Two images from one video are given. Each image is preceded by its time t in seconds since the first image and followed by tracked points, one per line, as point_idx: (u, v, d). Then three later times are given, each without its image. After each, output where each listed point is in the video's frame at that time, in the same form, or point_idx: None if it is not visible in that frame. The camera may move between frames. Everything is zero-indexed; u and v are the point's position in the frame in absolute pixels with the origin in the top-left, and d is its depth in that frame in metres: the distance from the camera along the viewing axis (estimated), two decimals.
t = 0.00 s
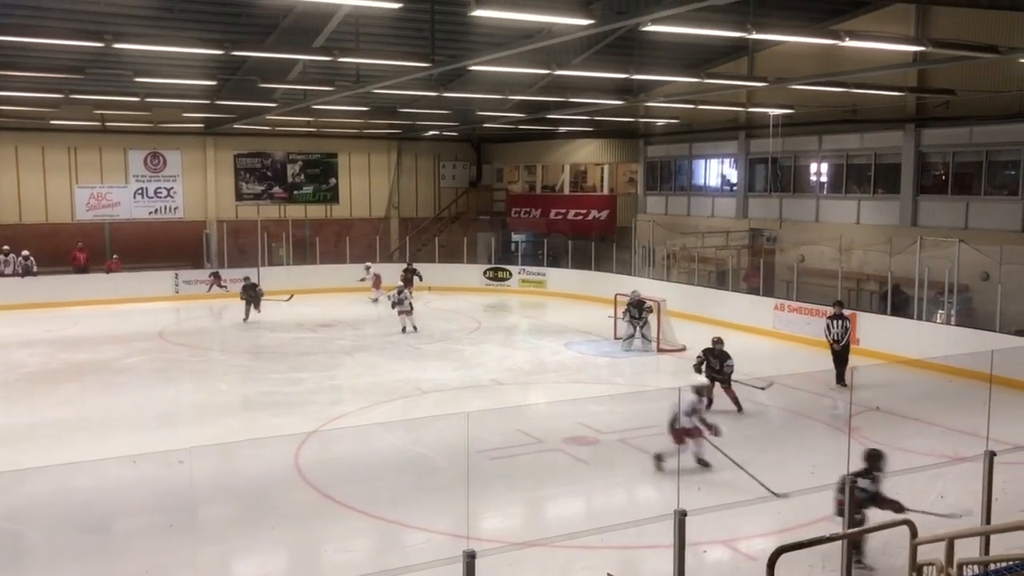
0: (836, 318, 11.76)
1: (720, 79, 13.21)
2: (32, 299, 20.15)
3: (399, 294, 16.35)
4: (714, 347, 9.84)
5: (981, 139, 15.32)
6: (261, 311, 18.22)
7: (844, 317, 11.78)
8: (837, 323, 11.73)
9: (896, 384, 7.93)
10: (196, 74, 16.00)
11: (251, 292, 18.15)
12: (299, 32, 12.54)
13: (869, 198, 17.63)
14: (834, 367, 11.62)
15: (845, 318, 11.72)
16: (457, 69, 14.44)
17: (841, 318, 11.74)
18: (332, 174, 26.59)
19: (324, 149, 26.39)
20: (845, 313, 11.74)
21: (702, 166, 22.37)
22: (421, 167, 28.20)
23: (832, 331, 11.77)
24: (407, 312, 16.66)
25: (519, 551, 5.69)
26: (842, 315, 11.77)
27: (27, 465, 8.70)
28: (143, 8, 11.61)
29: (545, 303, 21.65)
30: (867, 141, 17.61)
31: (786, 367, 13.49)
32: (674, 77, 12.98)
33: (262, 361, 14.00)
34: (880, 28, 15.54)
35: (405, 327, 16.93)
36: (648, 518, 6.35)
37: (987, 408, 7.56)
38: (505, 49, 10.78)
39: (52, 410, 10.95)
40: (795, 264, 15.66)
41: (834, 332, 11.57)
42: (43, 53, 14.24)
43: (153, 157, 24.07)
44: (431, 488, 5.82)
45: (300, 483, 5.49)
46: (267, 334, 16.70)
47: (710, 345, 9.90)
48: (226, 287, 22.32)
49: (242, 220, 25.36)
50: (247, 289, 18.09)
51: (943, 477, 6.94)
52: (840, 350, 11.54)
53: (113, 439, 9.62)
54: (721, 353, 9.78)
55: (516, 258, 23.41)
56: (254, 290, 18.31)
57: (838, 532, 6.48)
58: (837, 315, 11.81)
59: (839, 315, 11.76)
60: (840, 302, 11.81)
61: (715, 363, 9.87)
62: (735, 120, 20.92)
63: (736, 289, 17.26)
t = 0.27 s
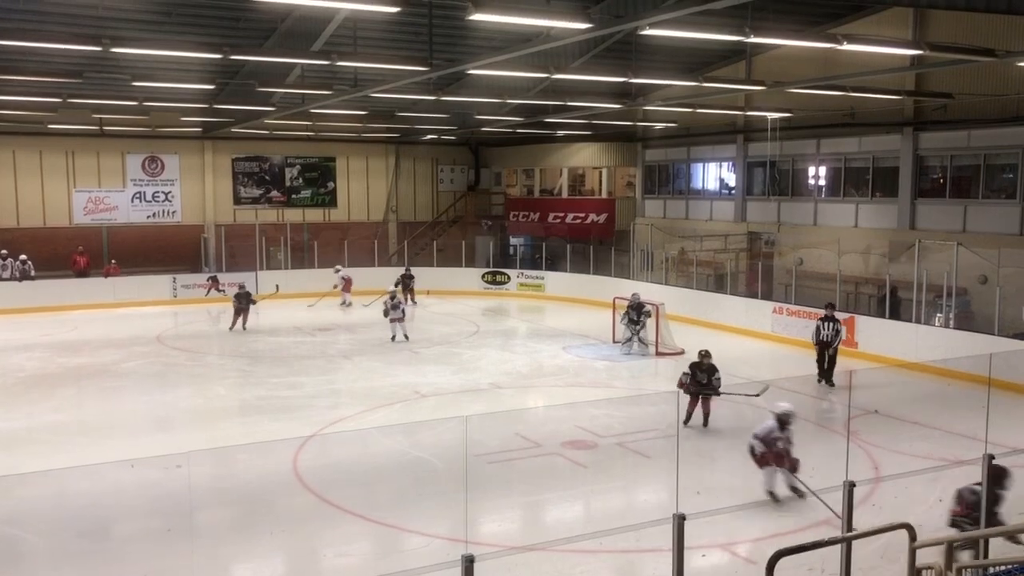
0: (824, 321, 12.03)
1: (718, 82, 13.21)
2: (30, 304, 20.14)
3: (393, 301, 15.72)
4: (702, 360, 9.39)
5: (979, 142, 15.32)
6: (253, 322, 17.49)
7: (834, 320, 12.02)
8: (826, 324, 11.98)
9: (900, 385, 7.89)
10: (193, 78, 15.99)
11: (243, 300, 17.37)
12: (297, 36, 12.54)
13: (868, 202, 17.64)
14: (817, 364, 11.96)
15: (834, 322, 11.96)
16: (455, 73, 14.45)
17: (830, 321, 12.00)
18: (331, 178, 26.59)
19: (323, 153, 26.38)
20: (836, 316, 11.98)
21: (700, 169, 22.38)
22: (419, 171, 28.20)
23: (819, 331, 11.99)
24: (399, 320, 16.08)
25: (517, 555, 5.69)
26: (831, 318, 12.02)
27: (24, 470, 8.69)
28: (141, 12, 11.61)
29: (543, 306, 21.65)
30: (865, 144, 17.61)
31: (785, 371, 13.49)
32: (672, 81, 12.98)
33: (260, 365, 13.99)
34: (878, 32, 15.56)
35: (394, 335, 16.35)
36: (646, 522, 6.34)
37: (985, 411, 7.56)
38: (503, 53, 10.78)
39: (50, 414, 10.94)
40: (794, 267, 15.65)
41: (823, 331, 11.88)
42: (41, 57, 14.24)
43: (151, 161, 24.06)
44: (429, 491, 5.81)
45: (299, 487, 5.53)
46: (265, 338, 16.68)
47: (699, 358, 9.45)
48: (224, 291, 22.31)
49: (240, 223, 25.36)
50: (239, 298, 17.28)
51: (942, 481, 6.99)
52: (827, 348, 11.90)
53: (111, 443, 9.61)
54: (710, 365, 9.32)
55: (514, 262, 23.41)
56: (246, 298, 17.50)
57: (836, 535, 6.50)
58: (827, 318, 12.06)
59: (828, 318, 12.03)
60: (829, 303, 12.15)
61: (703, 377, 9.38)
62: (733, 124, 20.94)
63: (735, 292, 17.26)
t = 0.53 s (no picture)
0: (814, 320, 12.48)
1: (717, 85, 13.22)
2: (29, 306, 20.13)
3: (391, 308, 15.13)
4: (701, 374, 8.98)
5: (978, 145, 15.34)
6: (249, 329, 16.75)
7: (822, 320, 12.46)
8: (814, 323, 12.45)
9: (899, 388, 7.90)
10: (193, 80, 16.00)
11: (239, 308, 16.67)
12: (296, 39, 12.55)
13: (866, 204, 17.65)
14: (802, 362, 12.56)
15: (823, 322, 12.41)
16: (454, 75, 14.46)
17: (818, 321, 12.46)
18: (330, 181, 26.59)
19: (322, 156, 26.39)
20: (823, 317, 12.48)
21: (699, 171, 22.39)
22: (418, 173, 28.21)
23: (807, 331, 12.43)
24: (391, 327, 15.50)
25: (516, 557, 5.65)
26: (820, 318, 12.47)
27: (23, 473, 8.68)
28: (140, 15, 11.62)
29: (542, 308, 21.65)
30: (864, 147, 17.63)
31: (784, 373, 13.49)
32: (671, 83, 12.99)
33: (259, 367, 13.99)
34: (876, 34, 15.58)
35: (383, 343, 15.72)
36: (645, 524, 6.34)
37: (983, 414, 7.55)
38: (502, 56, 10.79)
39: (48, 416, 10.93)
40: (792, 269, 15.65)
41: (810, 333, 12.37)
42: (40, 60, 14.24)
43: (150, 164, 24.06)
44: (427, 493, 5.77)
45: (298, 490, 5.52)
46: (264, 340, 16.66)
47: (698, 372, 9.02)
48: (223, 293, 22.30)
49: (239, 226, 25.35)
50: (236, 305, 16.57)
51: (941, 484, 7.04)
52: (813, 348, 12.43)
53: (109, 446, 9.60)
54: (710, 378, 8.88)
55: (513, 264, 23.42)
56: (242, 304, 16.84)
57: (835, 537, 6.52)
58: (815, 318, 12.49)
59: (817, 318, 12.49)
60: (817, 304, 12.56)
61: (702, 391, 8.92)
62: (732, 126, 20.97)
63: (734, 294, 17.27)
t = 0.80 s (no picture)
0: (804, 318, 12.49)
1: (716, 86, 13.23)
2: (28, 307, 20.12)
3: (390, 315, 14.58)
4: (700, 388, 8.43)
5: (977, 146, 15.36)
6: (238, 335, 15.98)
7: (811, 320, 12.49)
8: (804, 322, 12.47)
9: (902, 387, 7.90)
10: (192, 82, 16.00)
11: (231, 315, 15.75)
12: (296, 41, 12.56)
13: (865, 205, 17.66)
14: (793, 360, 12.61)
15: (814, 322, 12.43)
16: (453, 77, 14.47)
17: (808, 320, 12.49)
18: (329, 182, 26.60)
19: (321, 157, 26.39)
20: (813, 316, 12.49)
21: (697, 172, 22.41)
22: (417, 174, 28.23)
23: (797, 330, 12.45)
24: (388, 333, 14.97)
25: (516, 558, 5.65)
26: (810, 318, 12.49)
27: (21, 474, 8.68)
28: (140, 16, 11.63)
29: (542, 310, 21.66)
30: (863, 148, 17.65)
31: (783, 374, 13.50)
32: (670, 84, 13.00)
33: (258, 368, 13.99)
34: (875, 36, 15.60)
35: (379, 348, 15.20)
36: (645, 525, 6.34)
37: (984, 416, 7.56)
38: (502, 58, 10.80)
39: (47, 418, 10.93)
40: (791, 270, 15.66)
41: (801, 332, 12.39)
42: (39, 61, 14.24)
43: (149, 165, 24.05)
44: (427, 495, 5.79)
45: (298, 491, 5.51)
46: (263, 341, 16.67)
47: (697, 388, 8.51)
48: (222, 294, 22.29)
49: (238, 227, 25.35)
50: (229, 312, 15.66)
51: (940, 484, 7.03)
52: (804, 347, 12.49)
53: (108, 447, 9.60)
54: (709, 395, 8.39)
55: (512, 266, 23.43)
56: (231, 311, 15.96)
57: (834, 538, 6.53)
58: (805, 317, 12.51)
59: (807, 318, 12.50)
60: (806, 303, 12.58)
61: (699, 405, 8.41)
62: (730, 127, 21.00)
63: (733, 295, 17.28)
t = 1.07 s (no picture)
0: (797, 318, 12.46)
1: (716, 87, 13.24)
2: (27, 307, 20.11)
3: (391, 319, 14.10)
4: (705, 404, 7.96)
5: (976, 147, 15.37)
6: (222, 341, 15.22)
7: (805, 319, 12.48)
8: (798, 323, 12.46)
9: (904, 389, 7.96)
10: (191, 82, 15.99)
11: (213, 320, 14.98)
12: (295, 41, 12.56)
13: (864, 206, 17.67)
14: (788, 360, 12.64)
15: (807, 321, 12.43)
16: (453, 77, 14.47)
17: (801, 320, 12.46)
18: (328, 182, 26.59)
19: (320, 157, 26.39)
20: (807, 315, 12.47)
21: (697, 173, 22.41)
22: (417, 175, 28.23)
23: (791, 330, 12.46)
24: (389, 338, 14.47)
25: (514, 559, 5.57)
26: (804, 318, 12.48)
27: (20, 474, 8.67)
28: (139, 16, 11.63)
29: (541, 310, 21.66)
30: (862, 149, 17.66)
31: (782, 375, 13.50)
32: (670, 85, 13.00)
33: (257, 369, 13.98)
34: (874, 37, 15.61)
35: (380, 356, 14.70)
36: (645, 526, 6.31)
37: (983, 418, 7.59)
38: (502, 58, 10.81)
39: (46, 418, 10.93)
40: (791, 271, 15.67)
41: (795, 332, 12.39)
42: (39, 61, 14.24)
43: (149, 165, 24.04)
44: (425, 495, 5.78)
45: (297, 491, 5.53)
46: (263, 342, 16.67)
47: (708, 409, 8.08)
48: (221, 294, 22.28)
49: (237, 227, 25.34)
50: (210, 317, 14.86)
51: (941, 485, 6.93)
52: (797, 347, 12.50)
53: (107, 447, 9.59)
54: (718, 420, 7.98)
55: (512, 266, 23.42)
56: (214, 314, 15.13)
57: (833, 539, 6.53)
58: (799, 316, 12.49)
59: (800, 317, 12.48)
60: (800, 302, 12.58)
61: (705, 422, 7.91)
62: (730, 128, 21.01)
63: (732, 295, 17.29)
